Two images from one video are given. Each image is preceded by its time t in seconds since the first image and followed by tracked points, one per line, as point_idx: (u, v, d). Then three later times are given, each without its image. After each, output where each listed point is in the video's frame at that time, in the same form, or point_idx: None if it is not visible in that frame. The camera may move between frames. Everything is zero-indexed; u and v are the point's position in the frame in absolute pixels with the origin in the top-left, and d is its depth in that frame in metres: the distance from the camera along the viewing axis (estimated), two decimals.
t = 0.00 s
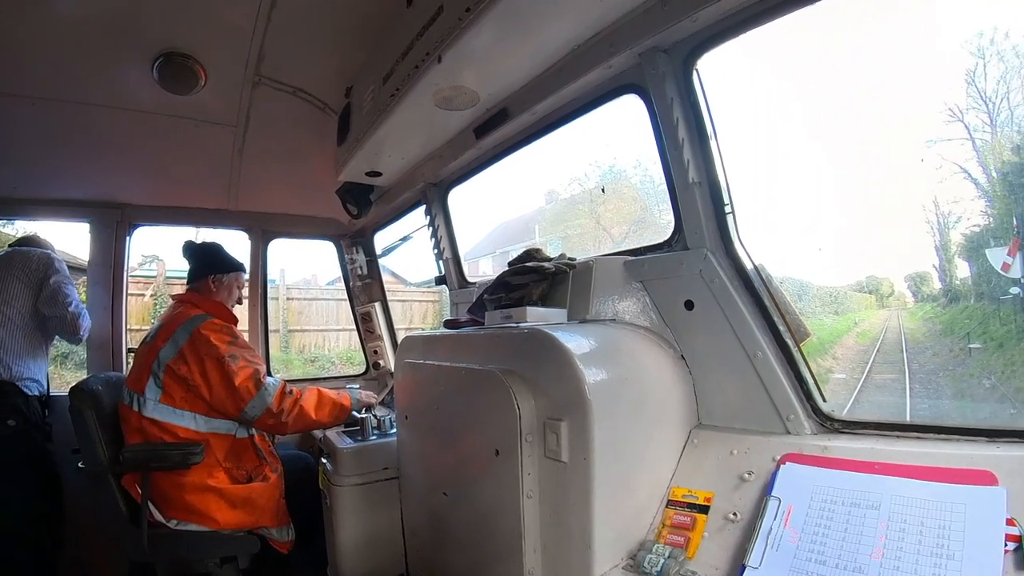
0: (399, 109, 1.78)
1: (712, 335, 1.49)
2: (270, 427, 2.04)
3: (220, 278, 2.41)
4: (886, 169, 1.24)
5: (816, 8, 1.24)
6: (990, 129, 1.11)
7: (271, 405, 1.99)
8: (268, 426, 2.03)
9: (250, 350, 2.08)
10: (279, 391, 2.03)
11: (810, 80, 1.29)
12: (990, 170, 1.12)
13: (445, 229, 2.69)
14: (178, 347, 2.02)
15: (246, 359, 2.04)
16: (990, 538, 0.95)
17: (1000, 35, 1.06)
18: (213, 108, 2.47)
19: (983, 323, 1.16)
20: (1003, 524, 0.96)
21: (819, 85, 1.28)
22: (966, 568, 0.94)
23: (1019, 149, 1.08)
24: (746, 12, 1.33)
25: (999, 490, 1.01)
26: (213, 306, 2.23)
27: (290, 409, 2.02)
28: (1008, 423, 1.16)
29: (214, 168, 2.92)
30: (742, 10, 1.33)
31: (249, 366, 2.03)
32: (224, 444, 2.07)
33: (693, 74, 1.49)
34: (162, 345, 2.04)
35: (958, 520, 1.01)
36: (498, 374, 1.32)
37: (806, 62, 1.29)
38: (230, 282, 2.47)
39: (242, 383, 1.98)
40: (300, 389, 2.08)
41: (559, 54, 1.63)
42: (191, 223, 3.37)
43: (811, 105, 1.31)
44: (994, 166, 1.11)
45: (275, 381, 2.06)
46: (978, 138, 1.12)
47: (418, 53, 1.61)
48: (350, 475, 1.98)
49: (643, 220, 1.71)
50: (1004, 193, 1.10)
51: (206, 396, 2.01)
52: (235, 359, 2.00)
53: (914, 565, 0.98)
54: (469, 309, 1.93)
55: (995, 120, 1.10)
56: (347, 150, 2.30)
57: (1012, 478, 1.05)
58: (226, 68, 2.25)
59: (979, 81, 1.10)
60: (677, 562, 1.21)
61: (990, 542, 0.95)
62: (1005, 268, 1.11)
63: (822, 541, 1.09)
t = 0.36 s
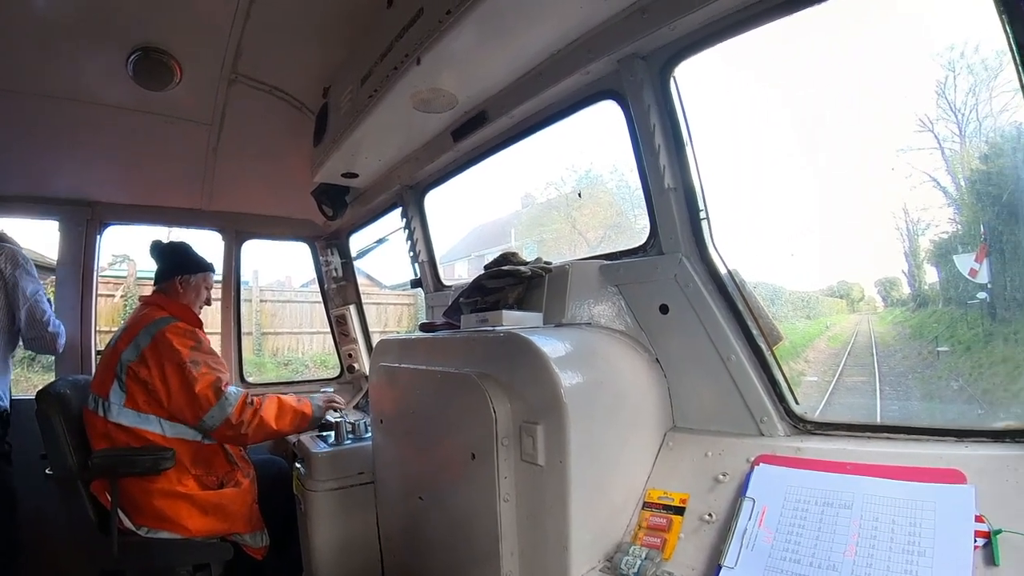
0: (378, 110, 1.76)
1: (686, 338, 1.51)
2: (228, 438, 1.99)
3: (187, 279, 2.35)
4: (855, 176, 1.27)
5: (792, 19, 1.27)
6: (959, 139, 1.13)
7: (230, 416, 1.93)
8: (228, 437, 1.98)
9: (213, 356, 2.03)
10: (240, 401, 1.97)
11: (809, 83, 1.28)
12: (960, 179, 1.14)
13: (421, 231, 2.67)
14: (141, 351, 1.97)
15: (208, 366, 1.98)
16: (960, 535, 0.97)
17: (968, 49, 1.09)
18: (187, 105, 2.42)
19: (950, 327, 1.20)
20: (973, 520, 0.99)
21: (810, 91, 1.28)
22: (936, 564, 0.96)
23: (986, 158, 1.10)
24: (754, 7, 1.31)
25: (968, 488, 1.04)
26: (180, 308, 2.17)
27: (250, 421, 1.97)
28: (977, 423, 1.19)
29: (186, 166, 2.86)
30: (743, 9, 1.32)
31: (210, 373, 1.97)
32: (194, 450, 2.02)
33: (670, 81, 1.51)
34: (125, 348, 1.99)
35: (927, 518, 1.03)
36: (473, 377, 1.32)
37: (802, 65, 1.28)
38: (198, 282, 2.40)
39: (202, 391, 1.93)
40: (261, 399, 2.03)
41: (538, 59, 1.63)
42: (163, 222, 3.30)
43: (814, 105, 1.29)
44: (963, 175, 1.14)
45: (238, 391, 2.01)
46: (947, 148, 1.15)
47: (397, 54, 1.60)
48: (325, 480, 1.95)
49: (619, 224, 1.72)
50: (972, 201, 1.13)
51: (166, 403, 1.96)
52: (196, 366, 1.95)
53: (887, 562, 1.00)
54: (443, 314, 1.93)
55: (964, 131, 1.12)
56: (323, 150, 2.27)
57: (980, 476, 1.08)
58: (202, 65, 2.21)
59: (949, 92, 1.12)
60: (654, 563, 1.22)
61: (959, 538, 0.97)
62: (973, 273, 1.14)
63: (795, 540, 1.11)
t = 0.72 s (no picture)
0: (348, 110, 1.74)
1: (653, 343, 1.52)
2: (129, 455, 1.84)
3: (152, 279, 2.28)
4: (817, 185, 1.31)
5: (762, 29, 1.30)
6: (921, 151, 1.17)
7: (139, 432, 1.78)
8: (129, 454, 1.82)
9: (153, 364, 1.90)
10: (155, 419, 1.82)
11: (802, 86, 1.27)
12: (921, 190, 1.18)
13: (389, 234, 2.65)
14: (95, 349, 1.91)
15: (142, 373, 1.85)
16: (923, 532, 1.00)
17: (931, 65, 1.12)
18: (151, 100, 2.34)
19: (910, 331, 1.24)
20: (935, 519, 1.02)
21: (799, 96, 1.28)
22: (899, 560, 0.99)
23: (947, 170, 1.14)
24: (749, 8, 1.29)
25: (930, 487, 1.07)
26: (147, 311, 2.11)
27: (157, 442, 1.83)
28: (938, 424, 1.23)
29: (149, 163, 2.77)
30: (718, 19, 1.34)
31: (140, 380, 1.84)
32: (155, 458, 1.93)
33: (640, 90, 1.53)
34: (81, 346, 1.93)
35: (890, 516, 1.06)
36: (440, 382, 1.30)
37: (793, 69, 1.28)
38: (163, 283, 2.33)
39: (121, 397, 1.79)
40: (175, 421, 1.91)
41: (509, 64, 1.64)
42: (125, 221, 3.18)
43: (812, 105, 1.27)
44: (924, 186, 1.17)
45: (160, 405, 1.86)
46: (909, 160, 1.18)
47: (369, 55, 1.58)
48: (289, 487, 1.90)
49: (586, 230, 1.74)
50: (933, 210, 1.17)
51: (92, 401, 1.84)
52: (128, 368, 1.83)
53: (852, 559, 1.02)
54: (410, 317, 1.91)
55: (926, 143, 1.16)
56: (292, 150, 2.22)
57: (942, 475, 1.12)
58: (168, 60, 2.14)
59: (912, 107, 1.16)
60: (623, 566, 1.22)
61: (922, 535, 1.00)
62: (933, 280, 1.18)
63: (762, 540, 1.13)
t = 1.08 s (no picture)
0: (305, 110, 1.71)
1: (607, 348, 1.55)
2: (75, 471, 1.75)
3: (104, 280, 2.17)
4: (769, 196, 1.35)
5: (719, 44, 1.35)
6: (871, 166, 1.22)
7: (91, 450, 1.72)
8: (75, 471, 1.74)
9: (106, 376, 1.83)
10: (109, 436, 1.76)
11: (789, 93, 1.27)
12: (869, 203, 1.23)
13: (344, 237, 2.60)
14: (39, 356, 1.79)
15: (94, 385, 1.78)
16: (871, 531, 1.05)
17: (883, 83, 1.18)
18: (99, 90, 2.23)
19: (857, 338, 1.29)
20: (883, 519, 1.07)
21: (785, 103, 1.28)
22: (849, 559, 1.03)
23: (897, 184, 1.20)
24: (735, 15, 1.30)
25: (879, 487, 1.12)
26: (96, 314, 2.00)
27: (107, 461, 1.77)
28: (885, 426, 1.30)
29: (96, 156, 2.62)
30: (678, 32, 1.38)
31: (93, 393, 1.77)
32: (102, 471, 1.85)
33: (598, 98, 1.55)
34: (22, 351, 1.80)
35: (840, 516, 1.10)
36: (393, 389, 1.28)
37: (780, 75, 1.28)
38: (116, 285, 2.22)
39: (73, 411, 1.71)
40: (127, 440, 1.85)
41: (469, 68, 1.63)
42: (69, 216, 3.00)
43: (808, 109, 1.26)
44: (874, 200, 1.23)
45: (113, 422, 1.80)
46: (860, 174, 1.24)
47: (328, 53, 1.55)
48: (239, 496, 1.84)
49: (543, 237, 1.75)
50: (881, 223, 1.23)
51: (36, 412, 1.73)
52: (81, 379, 1.75)
53: (804, 560, 1.06)
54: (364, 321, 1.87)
55: (876, 159, 1.21)
56: (247, 147, 2.16)
57: (890, 475, 1.17)
58: (119, 49, 2.04)
59: (864, 123, 1.22)
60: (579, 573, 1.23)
61: (871, 534, 1.05)
62: (880, 289, 1.24)
63: (716, 541, 1.15)
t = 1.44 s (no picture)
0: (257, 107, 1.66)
1: (555, 356, 1.57)
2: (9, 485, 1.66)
3: (40, 279, 2.04)
4: (716, 208, 1.40)
5: (677, 60, 1.39)
6: (815, 183, 1.28)
7: (26, 463, 1.62)
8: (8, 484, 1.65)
9: (44, 384, 1.73)
10: (46, 450, 1.66)
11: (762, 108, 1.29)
12: (811, 218, 1.29)
13: (292, 240, 2.54)
14: None
15: (32, 394, 1.68)
16: (815, 528, 1.09)
17: (829, 105, 1.24)
18: (39, 74, 2.10)
19: (801, 347, 1.36)
20: (826, 516, 1.11)
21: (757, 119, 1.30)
22: (795, 555, 1.06)
23: (839, 201, 1.26)
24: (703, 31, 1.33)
25: (822, 487, 1.16)
26: (31, 317, 1.86)
27: (42, 477, 1.67)
28: (825, 429, 1.37)
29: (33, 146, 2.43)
30: (635, 47, 1.41)
31: (31, 402, 1.67)
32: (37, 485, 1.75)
33: (554, 108, 1.57)
34: None
35: (784, 516, 1.14)
36: (342, 396, 1.25)
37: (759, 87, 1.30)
38: (53, 286, 2.09)
39: (8, 421, 1.62)
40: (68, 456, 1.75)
41: (426, 73, 1.63)
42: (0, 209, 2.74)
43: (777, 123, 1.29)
44: (816, 215, 1.28)
45: (53, 435, 1.69)
46: (802, 191, 1.29)
47: (284, 50, 1.52)
48: (182, 508, 1.77)
49: (493, 245, 1.76)
50: (824, 237, 1.29)
51: None
52: (17, 387, 1.66)
53: (752, 558, 1.08)
54: (311, 326, 1.82)
55: (821, 176, 1.27)
56: (195, 142, 2.08)
57: (830, 476, 1.25)
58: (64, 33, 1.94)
59: (810, 142, 1.27)
60: None
61: (814, 531, 1.09)
62: (821, 300, 1.31)
63: (667, 542, 1.17)
